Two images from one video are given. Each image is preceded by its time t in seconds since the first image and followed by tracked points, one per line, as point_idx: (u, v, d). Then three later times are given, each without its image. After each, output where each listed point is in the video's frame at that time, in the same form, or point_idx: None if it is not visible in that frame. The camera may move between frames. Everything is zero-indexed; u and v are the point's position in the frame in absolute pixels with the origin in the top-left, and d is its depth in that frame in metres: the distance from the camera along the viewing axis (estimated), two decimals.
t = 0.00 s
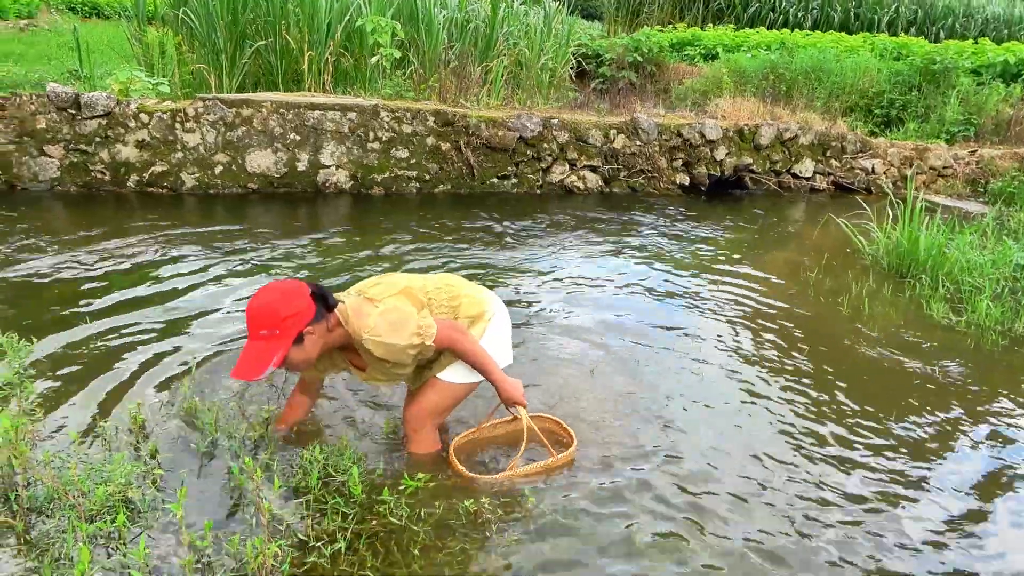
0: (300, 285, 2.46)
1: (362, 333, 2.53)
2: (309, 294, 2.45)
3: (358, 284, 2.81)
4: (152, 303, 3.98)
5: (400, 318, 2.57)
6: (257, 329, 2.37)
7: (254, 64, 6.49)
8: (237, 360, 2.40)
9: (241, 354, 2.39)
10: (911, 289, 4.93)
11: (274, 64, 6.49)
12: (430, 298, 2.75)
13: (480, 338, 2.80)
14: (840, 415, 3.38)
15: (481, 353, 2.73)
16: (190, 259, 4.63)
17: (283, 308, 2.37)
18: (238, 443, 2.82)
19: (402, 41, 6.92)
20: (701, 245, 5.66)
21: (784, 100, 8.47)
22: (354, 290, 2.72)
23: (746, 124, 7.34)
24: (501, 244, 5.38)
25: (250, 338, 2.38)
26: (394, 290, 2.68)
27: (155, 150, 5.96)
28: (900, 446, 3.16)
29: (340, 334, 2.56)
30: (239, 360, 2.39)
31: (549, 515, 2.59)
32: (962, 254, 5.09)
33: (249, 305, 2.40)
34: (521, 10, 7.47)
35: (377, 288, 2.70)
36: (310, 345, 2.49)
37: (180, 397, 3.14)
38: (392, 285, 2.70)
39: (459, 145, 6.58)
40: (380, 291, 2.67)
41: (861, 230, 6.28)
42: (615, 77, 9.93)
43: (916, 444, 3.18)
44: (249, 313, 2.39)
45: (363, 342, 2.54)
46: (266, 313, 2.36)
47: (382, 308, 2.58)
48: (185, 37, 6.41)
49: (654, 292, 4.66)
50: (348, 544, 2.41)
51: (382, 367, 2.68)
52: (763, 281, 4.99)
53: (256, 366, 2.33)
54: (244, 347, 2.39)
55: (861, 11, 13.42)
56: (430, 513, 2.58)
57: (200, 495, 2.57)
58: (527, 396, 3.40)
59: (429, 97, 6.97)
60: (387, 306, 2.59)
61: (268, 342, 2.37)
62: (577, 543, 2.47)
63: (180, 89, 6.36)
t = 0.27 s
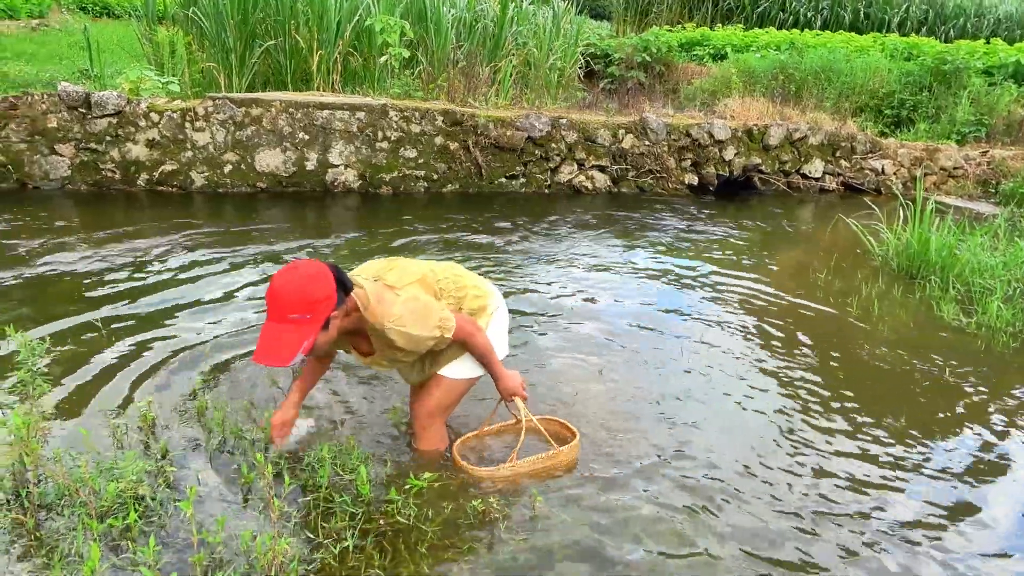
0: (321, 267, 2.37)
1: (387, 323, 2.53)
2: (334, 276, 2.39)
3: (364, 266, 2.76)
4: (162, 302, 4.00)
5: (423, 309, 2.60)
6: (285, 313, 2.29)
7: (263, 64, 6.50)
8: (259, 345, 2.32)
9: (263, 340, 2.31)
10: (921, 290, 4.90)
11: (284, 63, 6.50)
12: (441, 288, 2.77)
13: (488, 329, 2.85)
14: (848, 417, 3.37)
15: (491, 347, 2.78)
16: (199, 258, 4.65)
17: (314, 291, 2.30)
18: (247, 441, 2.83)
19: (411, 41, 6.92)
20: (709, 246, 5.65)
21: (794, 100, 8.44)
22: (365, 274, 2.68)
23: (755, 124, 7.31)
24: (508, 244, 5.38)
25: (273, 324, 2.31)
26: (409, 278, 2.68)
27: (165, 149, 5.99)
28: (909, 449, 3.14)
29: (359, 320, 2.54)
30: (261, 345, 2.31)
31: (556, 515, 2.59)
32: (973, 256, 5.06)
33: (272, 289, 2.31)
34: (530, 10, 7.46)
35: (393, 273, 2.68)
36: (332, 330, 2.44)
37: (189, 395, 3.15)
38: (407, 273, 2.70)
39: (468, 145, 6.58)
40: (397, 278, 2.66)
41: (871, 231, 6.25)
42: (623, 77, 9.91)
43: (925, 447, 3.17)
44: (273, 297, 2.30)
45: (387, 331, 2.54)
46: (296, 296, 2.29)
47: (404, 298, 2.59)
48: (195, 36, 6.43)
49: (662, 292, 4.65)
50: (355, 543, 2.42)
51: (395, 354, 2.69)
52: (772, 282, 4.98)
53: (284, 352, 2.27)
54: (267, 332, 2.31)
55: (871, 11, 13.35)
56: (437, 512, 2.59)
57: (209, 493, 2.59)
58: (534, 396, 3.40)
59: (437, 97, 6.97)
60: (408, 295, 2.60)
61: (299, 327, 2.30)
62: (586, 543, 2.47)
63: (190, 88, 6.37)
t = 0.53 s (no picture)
0: (340, 276, 2.35)
1: (410, 322, 2.54)
2: (352, 280, 2.39)
3: (367, 272, 2.76)
4: (170, 300, 4.02)
5: (440, 306, 2.62)
6: (313, 321, 2.26)
7: (271, 63, 6.52)
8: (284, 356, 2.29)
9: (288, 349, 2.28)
10: (929, 291, 4.88)
11: (291, 63, 6.52)
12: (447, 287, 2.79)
13: (494, 324, 2.84)
14: (855, 419, 3.36)
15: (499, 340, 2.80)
16: (207, 257, 4.67)
17: (341, 297, 2.30)
18: (254, 439, 2.84)
19: (419, 41, 6.93)
20: (716, 246, 5.64)
21: (802, 100, 8.42)
22: (373, 279, 2.68)
23: (763, 124, 7.29)
24: (515, 244, 5.38)
25: (297, 332, 2.27)
26: (417, 278, 2.71)
27: (174, 148, 6.02)
28: (916, 452, 3.13)
29: (379, 324, 2.54)
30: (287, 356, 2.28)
31: (562, 515, 2.59)
32: (982, 257, 5.03)
33: (294, 299, 2.27)
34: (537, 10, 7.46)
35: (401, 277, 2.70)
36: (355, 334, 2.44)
37: (196, 393, 3.17)
38: (414, 275, 2.72)
39: (475, 144, 6.59)
40: (406, 280, 2.68)
41: (879, 232, 6.23)
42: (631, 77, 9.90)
43: (931, 449, 3.16)
44: (296, 306, 2.27)
45: (410, 331, 2.55)
46: (325, 303, 2.26)
47: (420, 297, 2.61)
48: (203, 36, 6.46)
49: (668, 292, 4.65)
50: (361, 541, 2.42)
51: (414, 356, 2.69)
52: (778, 283, 4.97)
53: (314, 361, 2.26)
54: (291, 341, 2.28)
55: (880, 11, 13.30)
56: (443, 511, 2.59)
57: (217, 490, 2.60)
58: (540, 395, 3.40)
59: (445, 96, 6.98)
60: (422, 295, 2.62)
61: (329, 334, 2.28)
62: (591, 543, 2.47)
63: (198, 88, 6.39)
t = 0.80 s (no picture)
0: (358, 309, 2.37)
1: (435, 341, 2.60)
2: (366, 310, 2.40)
3: (373, 298, 2.76)
4: (179, 298, 4.02)
5: (456, 318, 2.67)
6: (346, 361, 2.27)
7: (280, 62, 6.53)
8: (321, 401, 2.29)
9: (325, 395, 2.29)
10: (939, 293, 4.85)
11: (300, 62, 6.53)
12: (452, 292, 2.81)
13: (500, 320, 2.88)
14: (861, 420, 3.35)
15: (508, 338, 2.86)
16: (215, 255, 4.69)
17: (365, 331, 2.32)
18: (262, 437, 2.84)
19: (427, 40, 6.93)
20: (724, 247, 5.62)
21: (811, 100, 8.38)
22: (382, 305, 2.69)
23: (772, 124, 7.26)
24: (522, 243, 5.38)
25: (329, 377, 2.28)
26: (425, 294, 2.72)
27: (183, 146, 6.04)
28: (925, 454, 3.11)
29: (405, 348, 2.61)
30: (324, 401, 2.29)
31: (569, 514, 2.59)
32: (993, 259, 4.99)
33: (322, 344, 2.27)
34: (546, 9, 7.45)
35: (409, 294, 2.71)
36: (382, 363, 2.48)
37: (204, 390, 3.17)
38: (419, 289, 2.74)
39: (482, 144, 6.59)
40: (415, 297, 2.69)
41: (889, 233, 6.19)
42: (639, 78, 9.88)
43: (940, 452, 3.14)
44: (325, 351, 2.27)
45: (436, 349, 2.61)
46: (356, 341, 2.28)
47: (436, 313, 2.65)
48: (212, 35, 6.48)
49: (676, 293, 4.64)
50: (369, 539, 2.42)
51: (442, 375, 2.75)
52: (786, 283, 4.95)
53: (354, 401, 2.29)
54: (326, 388, 2.29)
55: (889, 11, 13.24)
56: (450, 509, 2.60)
57: (225, 487, 2.60)
58: (547, 395, 3.40)
59: (453, 96, 6.98)
60: (436, 309, 2.66)
61: (363, 370, 2.31)
62: (597, 542, 2.46)
63: (207, 86, 6.41)
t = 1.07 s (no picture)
0: (378, 323, 2.37)
1: (454, 348, 2.63)
2: (386, 323, 2.40)
3: (381, 307, 2.73)
4: (187, 295, 4.04)
5: (472, 323, 2.70)
6: (371, 377, 2.28)
7: (288, 60, 6.55)
8: (350, 419, 2.30)
9: (354, 412, 2.29)
10: (947, 295, 4.84)
11: (308, 61, 6.54)
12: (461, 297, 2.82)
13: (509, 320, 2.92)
14: (868, 421, 3.34)
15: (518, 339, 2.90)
16: (223, 253, 4.70)
17: (387, 345, 2.32)
18: (270, 434, 2.85)
19: (435, 39, 6.94)
20: (731, 247, 5.61)
21: (819, 101, 8.36)
22: (393, 313, 2.67)
23: (780, 125, 7.24)
24: (529, 242, 5.38)
25: (357, 394, 2.29)
26: (438, 300, 2.72)
27: (191, 144, 6.06)
28: (933, 456, 3.10)
29: (422, 355, 2.61)
30: (354, 419, 2.30)
31: (575, 513, 2.59)
32: (1002, 261, 4.97)
33: (348, 362, 2.27)
34: (553, 9, 7.45)
35: (422, 301, 2.70)
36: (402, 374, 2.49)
37: (212, 387, 3.18)
38: (431, 295, 2.73)
39: (490, 143, 6.59)
40: (429, 304, 2.68)
41: (897, 234, 6.17)
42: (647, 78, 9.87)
43: (947, 454, 3.13)
44: (352, 368, 2.27)
45: (455, 355, 2.64)
46: (381, 356, 2.29)
47: (453, 319, 2.66)
48: (221, 34, 6.50)
49: (683, 293, 4.63)
50: (375, 536, 2.43)
51: (456, 380, 2.77)
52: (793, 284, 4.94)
53: (384, 416, 2.30)
54: (355, 405, 2.29)
55: (898, 11, 13.19)
56: (457, 507, 2.60)
57: (233, 484, 2.61)
58: (553, 394, 3.40)
59: (460, 95, 6.99)
60: (452, 315, 2.68)
61: (388, 384, 2.31)
62: (603, 542, 2.46)
63: (216, 85, 6.43)
